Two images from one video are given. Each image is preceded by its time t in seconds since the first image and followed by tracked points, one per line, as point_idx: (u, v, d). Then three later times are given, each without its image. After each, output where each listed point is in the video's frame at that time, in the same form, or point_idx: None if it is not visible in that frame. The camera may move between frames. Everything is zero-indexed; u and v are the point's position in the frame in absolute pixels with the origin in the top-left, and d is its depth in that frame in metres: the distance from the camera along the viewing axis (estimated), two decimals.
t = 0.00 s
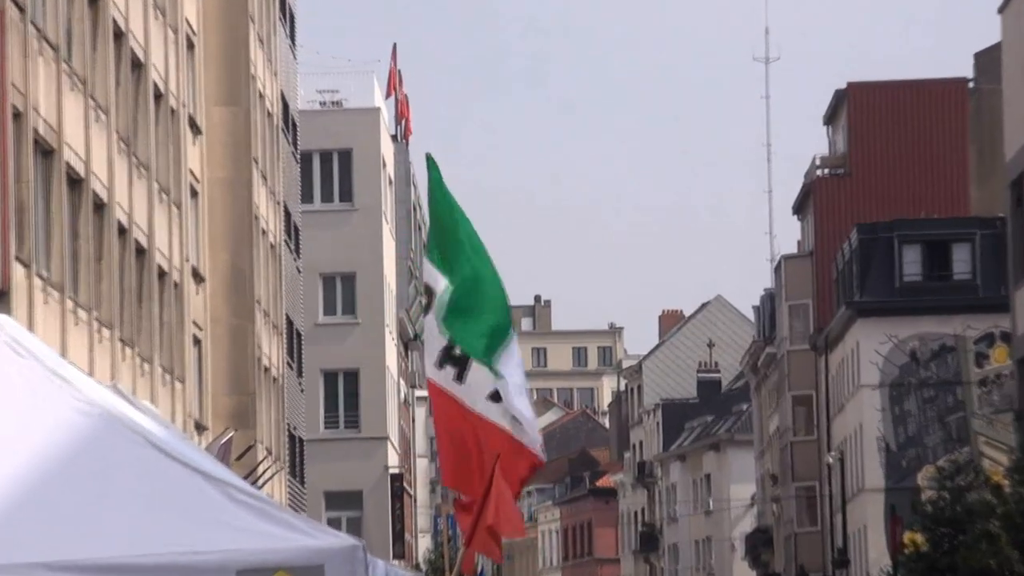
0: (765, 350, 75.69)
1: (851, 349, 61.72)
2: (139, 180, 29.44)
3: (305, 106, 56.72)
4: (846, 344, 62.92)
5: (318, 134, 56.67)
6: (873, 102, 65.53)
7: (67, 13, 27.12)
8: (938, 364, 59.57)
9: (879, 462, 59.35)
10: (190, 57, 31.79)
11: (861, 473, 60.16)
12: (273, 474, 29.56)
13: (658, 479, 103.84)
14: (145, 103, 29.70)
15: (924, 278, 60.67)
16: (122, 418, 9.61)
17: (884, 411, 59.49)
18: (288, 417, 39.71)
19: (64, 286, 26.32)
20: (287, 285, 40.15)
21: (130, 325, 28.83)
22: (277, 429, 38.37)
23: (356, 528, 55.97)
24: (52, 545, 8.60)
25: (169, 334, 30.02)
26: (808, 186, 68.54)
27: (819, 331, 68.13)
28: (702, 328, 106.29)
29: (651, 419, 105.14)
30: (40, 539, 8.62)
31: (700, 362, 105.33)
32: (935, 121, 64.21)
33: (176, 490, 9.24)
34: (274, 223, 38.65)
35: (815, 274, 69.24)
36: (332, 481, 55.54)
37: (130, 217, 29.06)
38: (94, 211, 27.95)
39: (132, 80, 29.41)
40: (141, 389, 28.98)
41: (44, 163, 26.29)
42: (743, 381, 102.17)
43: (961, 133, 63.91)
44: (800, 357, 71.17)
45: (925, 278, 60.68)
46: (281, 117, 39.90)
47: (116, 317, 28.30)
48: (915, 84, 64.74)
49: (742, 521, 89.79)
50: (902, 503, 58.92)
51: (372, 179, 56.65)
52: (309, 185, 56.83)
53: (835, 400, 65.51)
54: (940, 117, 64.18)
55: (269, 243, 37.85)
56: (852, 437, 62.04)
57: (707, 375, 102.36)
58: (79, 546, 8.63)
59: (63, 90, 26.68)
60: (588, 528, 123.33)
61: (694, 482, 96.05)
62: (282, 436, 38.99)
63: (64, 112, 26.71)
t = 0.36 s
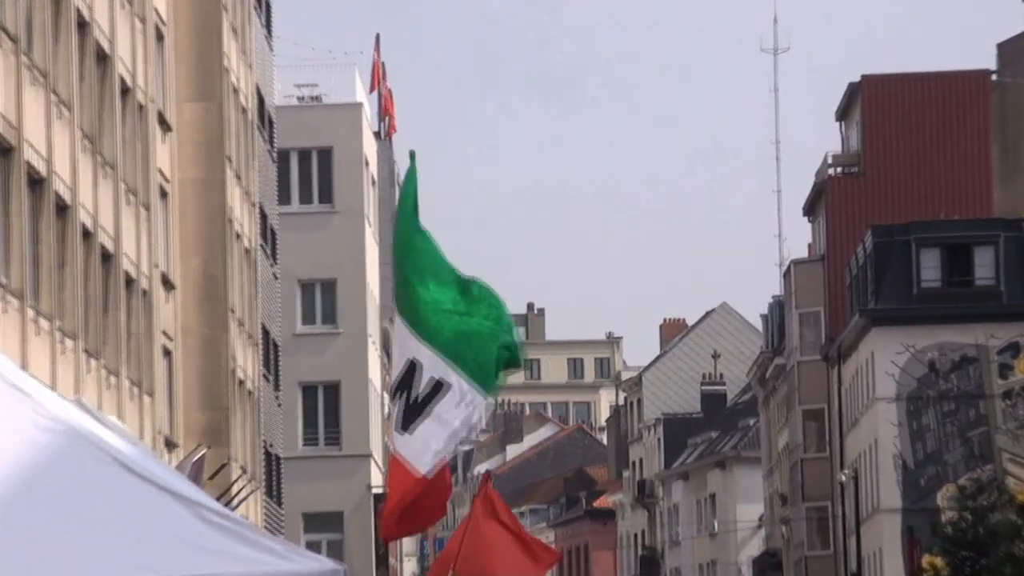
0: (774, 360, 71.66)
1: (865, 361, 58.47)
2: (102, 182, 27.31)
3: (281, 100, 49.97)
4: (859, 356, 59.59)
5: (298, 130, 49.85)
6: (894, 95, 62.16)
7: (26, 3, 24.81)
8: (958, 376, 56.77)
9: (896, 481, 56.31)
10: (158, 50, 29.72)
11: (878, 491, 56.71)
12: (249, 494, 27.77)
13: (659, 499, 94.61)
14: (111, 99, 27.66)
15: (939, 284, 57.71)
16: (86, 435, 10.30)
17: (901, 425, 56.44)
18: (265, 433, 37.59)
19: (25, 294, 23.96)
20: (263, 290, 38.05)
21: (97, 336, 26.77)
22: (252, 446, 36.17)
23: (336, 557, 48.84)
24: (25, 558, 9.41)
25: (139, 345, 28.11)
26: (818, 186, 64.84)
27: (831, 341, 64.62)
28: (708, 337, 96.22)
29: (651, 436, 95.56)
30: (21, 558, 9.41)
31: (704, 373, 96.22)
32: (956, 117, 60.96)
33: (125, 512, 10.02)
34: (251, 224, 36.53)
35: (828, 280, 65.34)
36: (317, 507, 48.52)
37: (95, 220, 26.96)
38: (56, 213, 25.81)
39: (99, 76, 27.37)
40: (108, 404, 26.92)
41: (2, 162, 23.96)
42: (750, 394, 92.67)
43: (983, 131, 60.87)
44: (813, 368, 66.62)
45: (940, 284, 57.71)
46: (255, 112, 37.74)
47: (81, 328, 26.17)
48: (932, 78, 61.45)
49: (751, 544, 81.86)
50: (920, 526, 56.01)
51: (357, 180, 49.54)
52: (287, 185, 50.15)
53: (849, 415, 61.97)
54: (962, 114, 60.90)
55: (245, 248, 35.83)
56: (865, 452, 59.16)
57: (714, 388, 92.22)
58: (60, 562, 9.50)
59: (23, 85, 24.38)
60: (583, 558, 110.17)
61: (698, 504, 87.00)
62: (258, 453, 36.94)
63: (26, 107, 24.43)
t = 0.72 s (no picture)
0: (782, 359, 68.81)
1: (882, 360, 55.43)
2: (68, 172, 25.33)
3: (260, 84, 48.39)
4: (874, 354, 56.57)
5: (276, 118, 48.12)
6: (907, 79, 58.19)
7: None
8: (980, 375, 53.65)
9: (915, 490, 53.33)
10: (128, 32, 27.97)
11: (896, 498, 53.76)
12: (224, 502, 26.14)
13: (663, 507, 92.26)
14: (78, 81, 25.75)
15: (961, 278, 54.66)
16: (47, 433, 9.46)
17: (920, 428, 53.38)
18: (240, 438, 36.46)
19: None
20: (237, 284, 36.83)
21: (61, 333, 24.86)
22: (227, 449, 35.12)
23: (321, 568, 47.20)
24: (8, 561, 8.48)
25: (103, 341, 26.24)
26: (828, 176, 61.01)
27: (846, 339, 60.67)
28: (714, 337, 93.31)
29: (656, 440, 93.16)
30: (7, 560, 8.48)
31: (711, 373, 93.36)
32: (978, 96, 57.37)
33: (100, 512, 9.13)
34: (224, 216, 35.52)
35: (841, 275, 61.33)
36: (299, 516, 46.87)
37: (61, 212, 25.03)
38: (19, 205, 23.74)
39: (65, 60, 25.45)
40: (74, 406, 24.99)
41: None
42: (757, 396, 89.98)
43: (1008, 116, 57.33)
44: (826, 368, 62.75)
45: (962, 278, 54.66)
46: (230, 94, 36.43)
47: (46, 326, 24.19)
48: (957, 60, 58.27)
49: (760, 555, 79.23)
50: (939, 536, 53.13)
51: (338, 169, 48.02)
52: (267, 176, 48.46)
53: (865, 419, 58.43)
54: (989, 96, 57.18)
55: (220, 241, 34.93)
56: (882, 457, 55.76)
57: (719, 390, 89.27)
58: (50, 566, 8.58)
59: None
60: (581, 569, 106.71)
61: (704, 511, 84.95)
62: (234, 459, 35.70)
63: None
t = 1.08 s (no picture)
0: (802, 351, 66.70)
1: (908, 352, 52.87)
2: (43, 148, 23.57)
3: (244, 59, 46.89)
4: (900, 344, 53.96)
5: (264, 93, 46.50)
6: (938, 50, 55.93)
7: None
8: (1015, 367, 51.12)
9: (943, 489, 50.75)
10: (105, 7, 26.28)
11: (922, 497, 51.27)
12: (208, 502, 24.55)
13: (675, 507, 90.29)
14: (53, 51, 24.06)
15: (993, 264, 52.13)
16: (24, 434, 10.01)
17: (949, 421, 50.89)
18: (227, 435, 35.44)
19: None
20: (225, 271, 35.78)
21: (34, 324, 23.10)
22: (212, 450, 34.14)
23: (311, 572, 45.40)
24: (9, 561, 8.94)
25: (76, 333, 24.57)
26: (852, 154, 58.27)
27: (869, 329, 58.09)
28: (731, 325, 92.73)
29: (668, 436, 91.17)
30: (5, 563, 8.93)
31: (727, 365, 91.55)
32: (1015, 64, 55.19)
33: (85, 512, 9.56)
34: (210, 202, 34.41)
35: (864, 261, 58.86)
36: (285, 517, 45.00)
37: (34, 194, 23.14)
38: None
39: (36, 30, 23.64)
40: (48, 402, 23.25)
41: None
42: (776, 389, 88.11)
43: None
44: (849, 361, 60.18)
45: (994, 264, 52.15)
46: (216, 69, 35.52)
47: (19, 317, 22.31)
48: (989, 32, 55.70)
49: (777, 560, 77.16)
50: (970, 538, 50.48)
51: (328, 146, 46.30)
52: (254, 154, 46.85)
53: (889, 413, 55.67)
54: None
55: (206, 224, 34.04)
56: (909, 456, 53.05)
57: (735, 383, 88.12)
58: (47, 567, 9.02)
59: None
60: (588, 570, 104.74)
61: (718, 512, 83.21)
62: (220, 459, 34.66)
63: None
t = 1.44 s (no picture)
0: (828, 342, 65.17)
1: (940, 343, 50.41)
2: (20, 127, 21.99)
3: (233, 30, 45.56)
4: (933, 335, 51.36)
5: (255, 67, 45.11)
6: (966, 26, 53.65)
7: None
8: None
9: (980, 489, 48.40)
10: None
11: (956, 498, 48.91)
12: (194, 504, 23.08)
13: (692, 510, 88.63)
14: (27, 22, 22.49)
15: None
16: None
17: (985, 418, 48.67)
18: (212, 432, 34.55)
19: None
20: (210, 255, 35.04)
21: (8, 315, 21.40)
22: (200, 447, 33.53)
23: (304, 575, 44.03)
24: None
25: (54, 325, 23.00)
26: (880, 132, 55.91)
27: (898, 319, 55.46)
28: (752, 314, 90.95)
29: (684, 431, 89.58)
30: None
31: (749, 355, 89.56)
32: None
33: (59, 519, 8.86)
34: (195, 182, 33.94)
35: (893, 248, 56.57)
36: (274, 523, 43.77)
37: (9, 173, 21.49)
38: None
39: None
40: (23, 397, 21.63)
41: None
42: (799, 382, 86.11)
43: None
44: (877, 353, 57.51)
45: None
46: (202, 47, 35.02)
47: None
48: None
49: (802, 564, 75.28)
50: (1006, 540, 48.15)
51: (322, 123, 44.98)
52: (242, 131, 45.50)
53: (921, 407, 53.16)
54: None
55: (190, 207, 33.45)
56: (942, 453, 50.57)
57: (756, 377, 86.09)
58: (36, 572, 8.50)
59: None
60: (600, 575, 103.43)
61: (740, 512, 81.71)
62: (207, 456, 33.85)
63: None
